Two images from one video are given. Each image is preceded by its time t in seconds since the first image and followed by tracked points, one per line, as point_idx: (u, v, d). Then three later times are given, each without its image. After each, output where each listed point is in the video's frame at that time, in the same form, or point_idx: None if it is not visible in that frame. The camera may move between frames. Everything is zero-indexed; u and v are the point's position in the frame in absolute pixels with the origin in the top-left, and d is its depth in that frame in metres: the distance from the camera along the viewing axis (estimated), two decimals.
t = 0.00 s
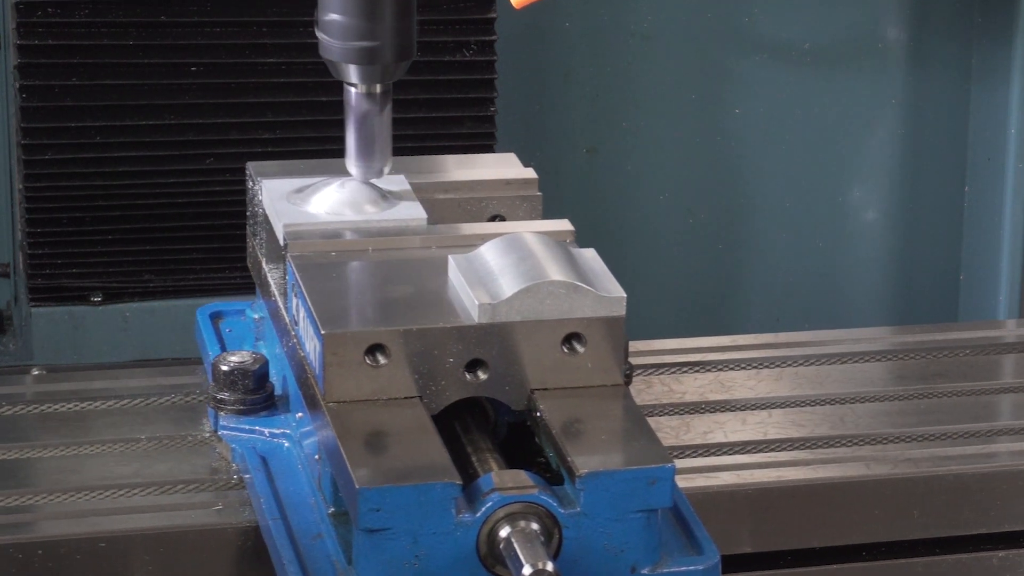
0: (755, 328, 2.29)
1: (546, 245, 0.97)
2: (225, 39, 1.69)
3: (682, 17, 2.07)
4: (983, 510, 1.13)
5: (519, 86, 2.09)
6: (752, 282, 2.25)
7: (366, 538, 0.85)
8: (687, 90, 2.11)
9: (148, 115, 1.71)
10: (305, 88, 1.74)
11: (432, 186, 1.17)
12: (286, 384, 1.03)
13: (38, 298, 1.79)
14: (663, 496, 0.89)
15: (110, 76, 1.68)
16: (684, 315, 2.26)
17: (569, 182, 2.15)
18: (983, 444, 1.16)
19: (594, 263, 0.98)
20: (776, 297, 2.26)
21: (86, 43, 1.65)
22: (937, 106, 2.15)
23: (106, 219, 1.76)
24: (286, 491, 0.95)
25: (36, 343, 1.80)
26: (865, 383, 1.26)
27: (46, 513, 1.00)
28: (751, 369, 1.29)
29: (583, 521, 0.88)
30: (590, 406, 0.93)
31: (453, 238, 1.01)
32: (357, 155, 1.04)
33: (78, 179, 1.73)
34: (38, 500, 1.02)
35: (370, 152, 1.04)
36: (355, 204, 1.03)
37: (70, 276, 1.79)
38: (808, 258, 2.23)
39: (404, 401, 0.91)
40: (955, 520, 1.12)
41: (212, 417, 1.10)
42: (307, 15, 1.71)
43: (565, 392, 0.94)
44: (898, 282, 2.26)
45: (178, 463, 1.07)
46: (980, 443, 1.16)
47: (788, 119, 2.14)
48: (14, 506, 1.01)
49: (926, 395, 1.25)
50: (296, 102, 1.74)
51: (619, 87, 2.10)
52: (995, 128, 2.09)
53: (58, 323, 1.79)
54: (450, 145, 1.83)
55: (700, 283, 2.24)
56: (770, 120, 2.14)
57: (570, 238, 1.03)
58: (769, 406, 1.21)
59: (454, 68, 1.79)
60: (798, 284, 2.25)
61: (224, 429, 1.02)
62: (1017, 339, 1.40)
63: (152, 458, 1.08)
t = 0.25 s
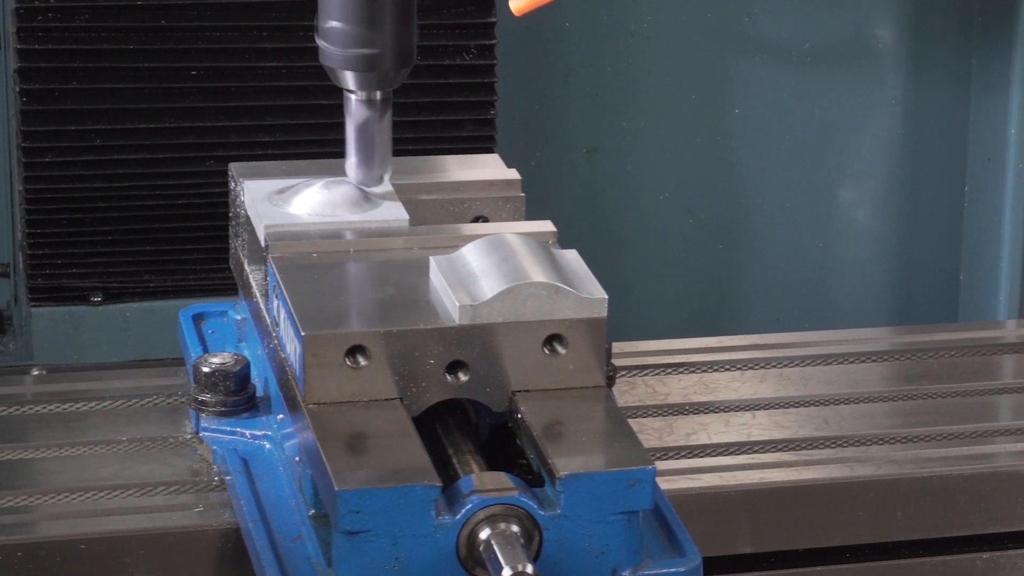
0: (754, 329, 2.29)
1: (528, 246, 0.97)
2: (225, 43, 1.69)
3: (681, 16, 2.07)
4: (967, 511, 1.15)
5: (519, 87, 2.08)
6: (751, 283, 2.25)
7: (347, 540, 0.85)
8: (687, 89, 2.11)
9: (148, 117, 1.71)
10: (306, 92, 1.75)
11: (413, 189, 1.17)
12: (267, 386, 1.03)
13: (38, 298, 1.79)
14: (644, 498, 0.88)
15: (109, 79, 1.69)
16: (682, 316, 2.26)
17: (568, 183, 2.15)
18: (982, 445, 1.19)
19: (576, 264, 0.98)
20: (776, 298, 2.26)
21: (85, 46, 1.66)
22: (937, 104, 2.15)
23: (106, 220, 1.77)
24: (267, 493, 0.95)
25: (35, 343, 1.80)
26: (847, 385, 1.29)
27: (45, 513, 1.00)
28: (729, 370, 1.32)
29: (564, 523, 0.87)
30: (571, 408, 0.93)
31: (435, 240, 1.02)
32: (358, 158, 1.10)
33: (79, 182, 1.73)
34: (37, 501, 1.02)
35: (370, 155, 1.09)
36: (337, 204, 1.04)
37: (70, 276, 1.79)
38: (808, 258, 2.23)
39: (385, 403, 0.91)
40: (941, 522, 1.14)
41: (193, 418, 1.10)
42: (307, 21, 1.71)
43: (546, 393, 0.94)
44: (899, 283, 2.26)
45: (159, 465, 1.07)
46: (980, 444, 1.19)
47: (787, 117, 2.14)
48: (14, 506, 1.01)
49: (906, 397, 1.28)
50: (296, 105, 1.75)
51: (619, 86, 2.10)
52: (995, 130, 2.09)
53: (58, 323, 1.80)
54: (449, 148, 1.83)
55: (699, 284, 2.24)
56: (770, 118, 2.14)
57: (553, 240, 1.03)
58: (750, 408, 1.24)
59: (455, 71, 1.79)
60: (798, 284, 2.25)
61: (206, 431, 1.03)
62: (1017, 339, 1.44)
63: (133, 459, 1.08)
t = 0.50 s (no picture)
0: (755, 328, 2.32)
1: (510, 247, 0.97)
2: (226, 49, 1.70)
3: (682, 17, 2.10)
4: (952, 513, 1.15)
5: (520, 87, 2.11)
6: (751, 281, 2.28)
7: (326, 543, 0.84)
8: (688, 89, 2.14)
9: (148, 122, 1.72)
10: (306, 97, 1.75)
11: (398, 189, 1.16)
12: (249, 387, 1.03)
13: (38, 299, 1.79)
14: (625, 500, 0.88)
15: (109, 85, 1.69)
16: (683, 314, 2.29)
17: (569, 183, 2.17)
18: (983, 445, 1.20)
19: (558, 265, 0.98)
20: (776, 297, 2.29)
21: (85, 52, 1.66)
22: (937, 106, 2.18)
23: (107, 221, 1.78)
24: (248, 495, 0.95)
25: (36, 342, 1.80)
26: (832, 386, 1.29)
27: (46, 514, 1.00)
28: (718, 371, 1.32)
29: (545, 525, 0.87)
30: (553, 409, 0.93)
31: (417, 241, 1.02)
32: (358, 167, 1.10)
33: (78, 184, 1.73)
34: (37, 502, 1.02)
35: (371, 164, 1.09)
36: (318, 206, 1.04)
37: (70, 276, 1.79)
38: (807, 257, 2.27)
39: (366, 405, 0.91)
40: (925, 523, 1.15)
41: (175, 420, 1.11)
42: (307, 27, 1.72)
43: (528, 395, 0.94)
44: (899, 281, 2.30)
45: (141, 466, 1.07)
46: (984, 444, 1.20)
47: (785, 118, 2.17)
48: (15, 506, 1.01)
49: (898, 397, 1.28)
50: (296, 110, 1.75)
51: (620, 87, 2.13)
52: (995, 131, 2.13)
53: (59, 322, 1.80)
54: (450, 151, 1.84)
55: (699, 282, 2.27)
56: (769, 119, 2.17)
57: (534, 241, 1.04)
58: (735, 409, 1.24)
59: (454, 76, 1.81)
60: (798, 282, 2.29)
61: (188, 432, 1.02)
62: (1018, 339, 1.44)
63: (114, 461, 1.08)
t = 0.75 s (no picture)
0: (754, 326, 2.34)
1: (491, 249, 0.96)
2: (226, 49, 1.71)
3: (683, 18, 2.12)
4: (934, 515, 1.15)
5: (520, 88, 2.13)
6: (750, 279, 2.30)
7: (302, 545, 0.84)
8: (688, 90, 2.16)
9: (149, 122, 1.73)
10: (306, 97, 1.77)
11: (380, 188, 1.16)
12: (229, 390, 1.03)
13: (38, 299, 1.81)
14: (604, 502, 0.88)
15: (108, 85, 1.71)
16: (683, 313, 2.32)
17: (570, 182, 2.20)
18: (987, 445, 1.20)
19: (538, 266, 0.97)
20: (774, 295, 2.32)
21: (85, 52, 1.68)
22: (936, 107, 2.21)
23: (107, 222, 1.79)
24: (227, 498, 0.95)
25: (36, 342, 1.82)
26: (816, 387, 1.29)
27: (45, 515, 1.01)
28: (700, 372, 1.32)
29: (523, 528, 0.87)
30: (532, 411, 0.93)
31: (398, 242, 1.02)
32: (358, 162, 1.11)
33: (78, 185, 1.75)
34: (35, 502, 1.03)
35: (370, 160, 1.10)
36: (299, 208, 1.05)
37: (70, 277, 1.81)
38: (806, 255, 2.29)
39: (345, 407, 0.91)
40: (905, 526, 1.15)
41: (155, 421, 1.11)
42: (307, 27, 1.74)
43: (507, 397, 0.94)
44: (897, 279, 2.32)
45: (120, 468, 1.07)
46: (988, 445, 1.21)
47: (784, 117, 2.20)
48: (15, 507, 1.02)
49: (898, 397, 1.28)
50: (298, 110, 1.77)
51: (619, 87, 2.15)
52: (995, 130, 2.16)
53: (60, 323, 1.82)
54: (450, 151, 1.86)
55: (698, 281, 2.30)
56: (768, 119, 2.19)
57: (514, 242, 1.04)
58: (716, 412, 1.24)
59: (454, 76, 1.82)
60: (797, 280, 2.31)
61: (167, 434, 1.02)
62: (1017, 338, 1.44)
63: (95, 463, 1.08)
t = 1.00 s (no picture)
0: (754, 329, 2.34)
1: (471, 250, 0.96)
2: (226, 50, 1.72)
3: (682, 18, 2.13)
4: (918, 517, 1.15)
5: (520, 87, 2.13)
6: (750, 280, 2.30)
7: (280, 547, 0.84)
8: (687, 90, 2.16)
9: (150, 122, 1.73)
10: (306, 96, 1.77)
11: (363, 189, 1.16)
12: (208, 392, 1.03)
13: (38, 299, 1.81)
14: (582, 504, 0.88)
15: (108, 85, 1.71)
16: (681, 315, 2.31)
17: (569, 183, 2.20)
18: (988, 446, 1.21)
19: (518, 268, 0.97)
20: (774, 296, 2.32)
21: (85, 53, 1.68)
22: (936, 107, 2.21)
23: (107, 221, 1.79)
24: (206, 501, 0.95)
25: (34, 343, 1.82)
26: (802, 389, 1.29)
27: (46, 515, 1.01)
28: (682, 374, 1.32)
29: (501, 530, 0.87)
30: (511, 413, 0.92)
31: (378, 243, 1.03)
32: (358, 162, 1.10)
33: (78, 185, 1.75)
34: (36, 502, 1.03)
35: (370, 159, 1.10)
36: (280, 208, 1.05)
37: (70, 277, 1.81)
38: (804, 257, 2.29)
39: (324, 408, 0.90)
40: (888, 527, 1.15)
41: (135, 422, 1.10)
42: (306, 27, 1.74)
43: (485, 398, 0.94)
44: (898, 281, 2.32)
45: (99, 470, 1.07)
46: (980, 446, 1.21)
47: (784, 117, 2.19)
48: (17, 508, 1.02)
49: (889, 399, 1.28)
50: (297, 109, 1.77)
51: (619, 87, 2.15)
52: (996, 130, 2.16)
53: (59, 323, 1.82)
54: (449, 150, 1.86)
55: (698, 282, 2.29)
56: (768, 119, 2.19)
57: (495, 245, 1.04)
58: (699, 413, 1.24)
59: (454, 76, 1.82)
60: (797, 282, 2.31)
61: (146, 436, 1.02)
62: (1017, 339, 1.44)
63: (77, 465, 1.08)
